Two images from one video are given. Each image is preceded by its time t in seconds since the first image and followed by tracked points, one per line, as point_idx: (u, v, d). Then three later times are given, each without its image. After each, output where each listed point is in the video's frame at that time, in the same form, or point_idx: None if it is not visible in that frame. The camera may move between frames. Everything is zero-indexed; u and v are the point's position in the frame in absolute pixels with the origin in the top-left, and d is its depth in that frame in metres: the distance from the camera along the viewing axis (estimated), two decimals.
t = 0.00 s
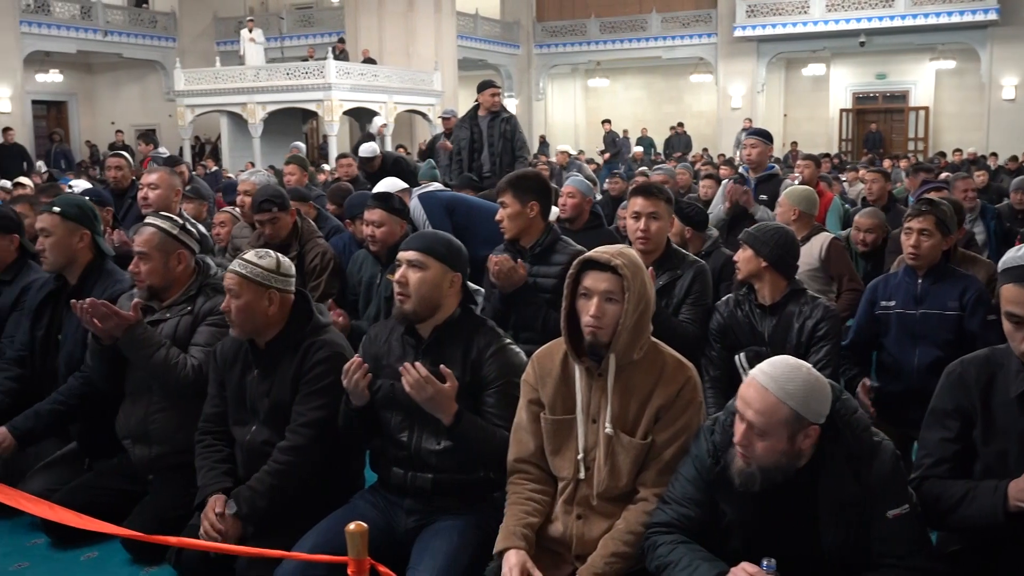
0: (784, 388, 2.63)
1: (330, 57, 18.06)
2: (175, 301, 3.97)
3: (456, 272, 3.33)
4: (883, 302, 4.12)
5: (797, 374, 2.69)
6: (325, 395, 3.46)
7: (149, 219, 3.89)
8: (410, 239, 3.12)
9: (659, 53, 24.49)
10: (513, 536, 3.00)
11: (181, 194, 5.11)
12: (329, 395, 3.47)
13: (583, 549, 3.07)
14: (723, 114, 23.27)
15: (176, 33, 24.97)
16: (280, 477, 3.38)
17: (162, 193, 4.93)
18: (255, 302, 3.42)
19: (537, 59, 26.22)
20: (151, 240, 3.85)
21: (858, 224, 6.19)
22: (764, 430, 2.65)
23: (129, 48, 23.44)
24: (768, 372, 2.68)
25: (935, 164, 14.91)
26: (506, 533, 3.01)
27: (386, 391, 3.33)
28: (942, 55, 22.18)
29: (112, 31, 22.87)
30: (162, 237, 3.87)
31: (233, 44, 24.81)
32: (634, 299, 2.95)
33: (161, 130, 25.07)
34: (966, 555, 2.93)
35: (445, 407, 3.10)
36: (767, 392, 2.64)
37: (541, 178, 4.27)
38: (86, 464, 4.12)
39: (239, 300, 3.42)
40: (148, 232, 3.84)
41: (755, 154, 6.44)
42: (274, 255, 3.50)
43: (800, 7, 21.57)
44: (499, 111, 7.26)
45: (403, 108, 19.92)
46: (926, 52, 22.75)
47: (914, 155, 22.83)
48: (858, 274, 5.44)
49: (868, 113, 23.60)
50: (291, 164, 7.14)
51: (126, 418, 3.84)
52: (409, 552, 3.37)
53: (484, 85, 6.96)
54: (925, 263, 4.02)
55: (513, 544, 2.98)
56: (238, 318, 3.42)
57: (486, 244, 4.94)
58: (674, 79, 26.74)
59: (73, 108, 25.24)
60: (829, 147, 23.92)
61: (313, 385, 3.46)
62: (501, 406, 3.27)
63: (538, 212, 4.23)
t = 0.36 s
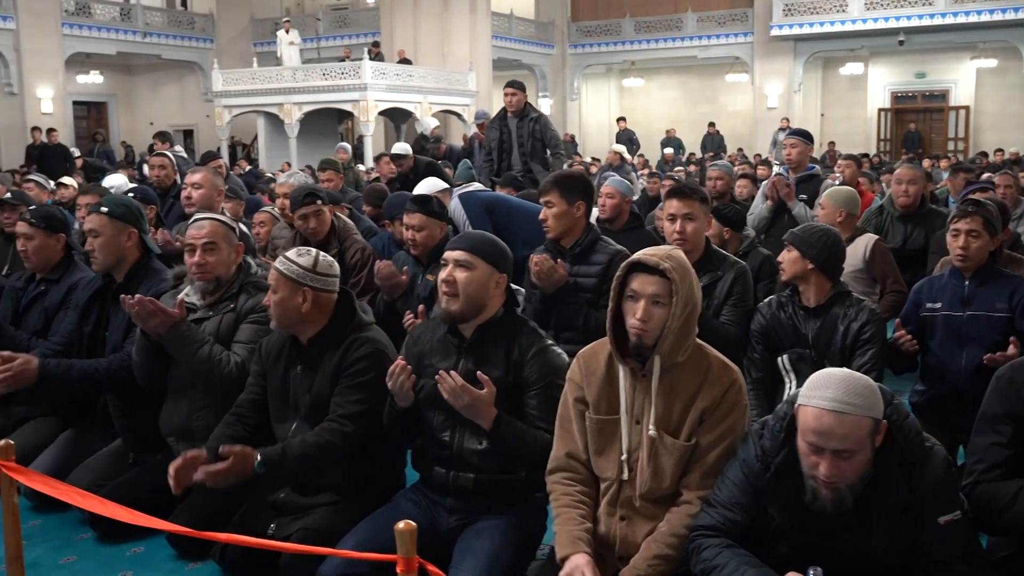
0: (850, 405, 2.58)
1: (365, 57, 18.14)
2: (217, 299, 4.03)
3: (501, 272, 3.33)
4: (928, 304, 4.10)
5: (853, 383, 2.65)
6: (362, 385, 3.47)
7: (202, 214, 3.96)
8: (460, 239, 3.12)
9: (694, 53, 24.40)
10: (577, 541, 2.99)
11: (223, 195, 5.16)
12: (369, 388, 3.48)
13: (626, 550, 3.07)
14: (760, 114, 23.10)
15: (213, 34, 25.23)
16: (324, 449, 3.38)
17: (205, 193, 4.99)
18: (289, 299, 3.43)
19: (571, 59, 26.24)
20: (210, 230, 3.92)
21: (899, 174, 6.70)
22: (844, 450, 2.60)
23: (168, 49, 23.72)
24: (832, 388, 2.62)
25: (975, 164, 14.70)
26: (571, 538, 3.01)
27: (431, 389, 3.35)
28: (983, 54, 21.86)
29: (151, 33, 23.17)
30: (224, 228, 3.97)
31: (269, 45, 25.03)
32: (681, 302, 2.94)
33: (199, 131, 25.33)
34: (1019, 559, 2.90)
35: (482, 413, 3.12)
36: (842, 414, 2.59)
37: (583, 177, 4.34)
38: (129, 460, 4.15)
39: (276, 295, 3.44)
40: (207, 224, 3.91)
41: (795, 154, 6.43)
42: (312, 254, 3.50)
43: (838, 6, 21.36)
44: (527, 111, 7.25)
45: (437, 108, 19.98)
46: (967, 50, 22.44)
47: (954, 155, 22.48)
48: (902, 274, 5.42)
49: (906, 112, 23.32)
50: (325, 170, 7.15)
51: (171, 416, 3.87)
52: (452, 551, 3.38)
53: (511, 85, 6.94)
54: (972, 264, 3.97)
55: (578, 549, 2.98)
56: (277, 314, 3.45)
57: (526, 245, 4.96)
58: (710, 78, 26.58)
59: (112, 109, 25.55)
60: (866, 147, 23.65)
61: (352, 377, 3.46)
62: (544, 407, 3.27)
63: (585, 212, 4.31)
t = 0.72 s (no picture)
0: (883, 405, 2.55)
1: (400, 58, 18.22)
2: (260, 295, 4.09)
3: (545, 274, 3.35)
4: (973, 306, 4.07)
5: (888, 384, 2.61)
6: (401, 366, 3.47)
7: (248, 211, 4.05)
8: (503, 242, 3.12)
9: (729, 53, 24.30)
10: (625, 547, 2.97)
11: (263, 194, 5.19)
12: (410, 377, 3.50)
13: (669, 551, 3.07)
14: (796, 114, 22.93)
15: (249, 35, 25.45)
16: (358, 392, 3.34)
17: (246, 192, 5.03)
18: (344, 291, 3.44)
19: (605, 59, 26.25)
20: (256, 226, 4.01)
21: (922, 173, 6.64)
22: (884, 453, 2.57)
23: (205, 49, 23.93)
24: (864, 392, 2.59)
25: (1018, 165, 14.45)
26: (617, 544, 2.98)
27: (472, 385, 3.36)
28: None
29: (188, 34, 23.39)
30: (268, 224, 4.05)
31: (305, 46, 25.22)
32: (731, 304, 2.95)
33: (235, 131, 25.57)
34: None
35: (527, 417, 3.13)
36: (879, 417, 2.55)
37: (627, 176, 4.33)
38: (172, 457, 4.21)
39: (329, 288, 3.44)
40: (254, 219, 4.00)
41: (834, 153, 6.38)
42: (366, 247, 3.49)
43: (876, 4, 21.16)
44: (559, 111, 7.26)
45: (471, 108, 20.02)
46: (1008, 48, 22.06)
47: (995, 155, 21.96)
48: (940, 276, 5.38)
49: (946, 111, 22.98)
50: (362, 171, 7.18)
51: (213, 414, 3.90)
52: (493, 550, 3.39)
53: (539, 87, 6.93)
54: (1017, 265, 3.95)
55: (625, 555, 2.95)
56: (329, 306, 3.46)
57: (564, 246, 4.96)
58: (745, 78, 26.44)
59: (150, 109, 25.83)
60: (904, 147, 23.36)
61: (392, 355, 3.48)
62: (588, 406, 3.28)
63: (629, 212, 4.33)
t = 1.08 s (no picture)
0: (939, 410, 2.49)
1: (440, 58, 18.29)
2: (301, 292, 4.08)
3: (591, 275, 3.33)
4: None
5: (940, 385, 2.56)
6: (451, 343, 3.47)
7: (292, 210, 4.09)
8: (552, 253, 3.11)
9: (770, 51, 24.15)
10: (676, 535, 2.99)
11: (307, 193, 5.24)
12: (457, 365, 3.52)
13: (719, 551, 3.04)
14: (837, 113, 22.70)
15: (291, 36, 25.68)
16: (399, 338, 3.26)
17: (292, 190, 5.08)
18: (412, 280, 3.51)
19: (644, 58, 26.20)
20: (300, 224, 4.05)
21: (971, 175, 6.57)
22: (940, 456, 2.51)
23: (247, 50, 24.18)
24: (920, 394, 2.52)
25: None
26: (669, 532, 3.00)
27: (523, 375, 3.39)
28: None
29: (230, 35, 23.56)
30: (311, 224, 4.08)
31: (345, 46, 25.42)
32: (785, 303, 2.92)
33: (275, 131, 25.82)
34: None
35: (572, 411, 3.12)
36: (933, 419, 2.49)
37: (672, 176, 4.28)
38: (222, 452, 4.23)
39: (398, 275, 3.49)
40: (298, 218, 4.04)
41: (883, 153, 6.38)
42: (431, 243, 3.58)
43: (921, 1, 20.85)
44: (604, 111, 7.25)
45: (510, 108, 20.07)
46: None
47: None
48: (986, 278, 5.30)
49: (991, 110, 22.58)
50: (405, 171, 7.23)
51: (260, 410, 3.93)
52: (541, 547, 3.40)
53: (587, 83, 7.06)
54: None
55: (677, 543, 2.97)
56: (395, 290, 3.52)
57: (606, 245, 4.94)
58: (786, 77, 26.22)
59: (192, 109, 26.14)
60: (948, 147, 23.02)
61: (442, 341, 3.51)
62: (637, 403, 3.27)
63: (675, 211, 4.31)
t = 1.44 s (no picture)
0: (1000, 412, 2.44)
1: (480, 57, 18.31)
2: (339, 294, 4.09)
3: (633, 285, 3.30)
4: None
5: (1001, 386, 2.50)
6: (501, 359, 3.51)
7: (324, 210, 4.06)
8: (592, 272, 3.13)
9: (813, 49, 23.93)
10: (717, 540, 2.97)
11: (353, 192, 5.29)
12: (505, 363, 3.52)
13: (768, 553, 3.01)
14: (881, 112, 22.39)
15: (332, 37, 25.84)
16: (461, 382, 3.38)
17: (336, 189, 5.11)
18: (465, 277, 3.51)
19: (685, 57, 26.09)
20: (332, 224, 4.03)
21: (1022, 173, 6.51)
22: (1001, 460, 2.45)
23: (289, 50, 24.39)
24: (979, 396, 2.48)
25: None
26: (710, 537, 2.98)
27: (571, 380, 3.38)
28: None
29: (272, 36, 23.78)
30: (344, 222, 4.06)
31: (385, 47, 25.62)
32: (838, 302, 2.89)
33: (317, 131, 26.09)
34: None
35: (626, 420, 3.12)
36: (994, 422, 2.44)
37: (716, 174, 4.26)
38: (270, 448, 4.28)
39: (451, 271, 3.50)
40: (329, 217, 4.01)
41: (932, 151, 6.32)
42: (481, 242, 3.61)
43: None
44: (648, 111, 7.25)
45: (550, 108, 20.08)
46: None
47: None
48: None
49: None
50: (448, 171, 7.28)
51: (304, 409, 3.96)
52: (589, 545, 3.40)
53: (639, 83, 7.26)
54: None
55: (718, 548, 2.95)
56: (447, 287, 3.51)
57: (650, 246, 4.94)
58: (829, 76, 25.96)
59: (235, 109, 26.42)
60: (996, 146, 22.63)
61: (489, 345, 3.53)
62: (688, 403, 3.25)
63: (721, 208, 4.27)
